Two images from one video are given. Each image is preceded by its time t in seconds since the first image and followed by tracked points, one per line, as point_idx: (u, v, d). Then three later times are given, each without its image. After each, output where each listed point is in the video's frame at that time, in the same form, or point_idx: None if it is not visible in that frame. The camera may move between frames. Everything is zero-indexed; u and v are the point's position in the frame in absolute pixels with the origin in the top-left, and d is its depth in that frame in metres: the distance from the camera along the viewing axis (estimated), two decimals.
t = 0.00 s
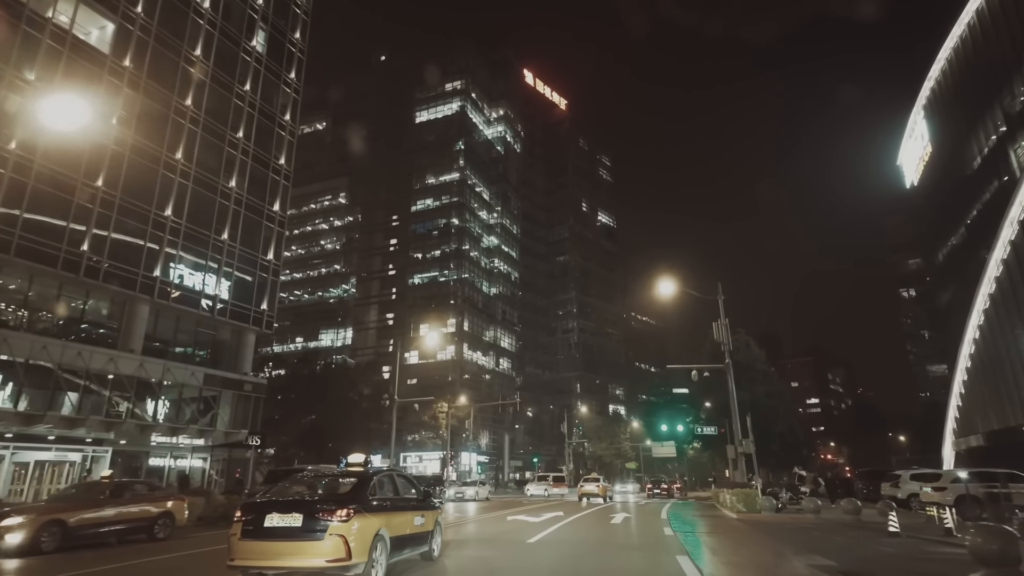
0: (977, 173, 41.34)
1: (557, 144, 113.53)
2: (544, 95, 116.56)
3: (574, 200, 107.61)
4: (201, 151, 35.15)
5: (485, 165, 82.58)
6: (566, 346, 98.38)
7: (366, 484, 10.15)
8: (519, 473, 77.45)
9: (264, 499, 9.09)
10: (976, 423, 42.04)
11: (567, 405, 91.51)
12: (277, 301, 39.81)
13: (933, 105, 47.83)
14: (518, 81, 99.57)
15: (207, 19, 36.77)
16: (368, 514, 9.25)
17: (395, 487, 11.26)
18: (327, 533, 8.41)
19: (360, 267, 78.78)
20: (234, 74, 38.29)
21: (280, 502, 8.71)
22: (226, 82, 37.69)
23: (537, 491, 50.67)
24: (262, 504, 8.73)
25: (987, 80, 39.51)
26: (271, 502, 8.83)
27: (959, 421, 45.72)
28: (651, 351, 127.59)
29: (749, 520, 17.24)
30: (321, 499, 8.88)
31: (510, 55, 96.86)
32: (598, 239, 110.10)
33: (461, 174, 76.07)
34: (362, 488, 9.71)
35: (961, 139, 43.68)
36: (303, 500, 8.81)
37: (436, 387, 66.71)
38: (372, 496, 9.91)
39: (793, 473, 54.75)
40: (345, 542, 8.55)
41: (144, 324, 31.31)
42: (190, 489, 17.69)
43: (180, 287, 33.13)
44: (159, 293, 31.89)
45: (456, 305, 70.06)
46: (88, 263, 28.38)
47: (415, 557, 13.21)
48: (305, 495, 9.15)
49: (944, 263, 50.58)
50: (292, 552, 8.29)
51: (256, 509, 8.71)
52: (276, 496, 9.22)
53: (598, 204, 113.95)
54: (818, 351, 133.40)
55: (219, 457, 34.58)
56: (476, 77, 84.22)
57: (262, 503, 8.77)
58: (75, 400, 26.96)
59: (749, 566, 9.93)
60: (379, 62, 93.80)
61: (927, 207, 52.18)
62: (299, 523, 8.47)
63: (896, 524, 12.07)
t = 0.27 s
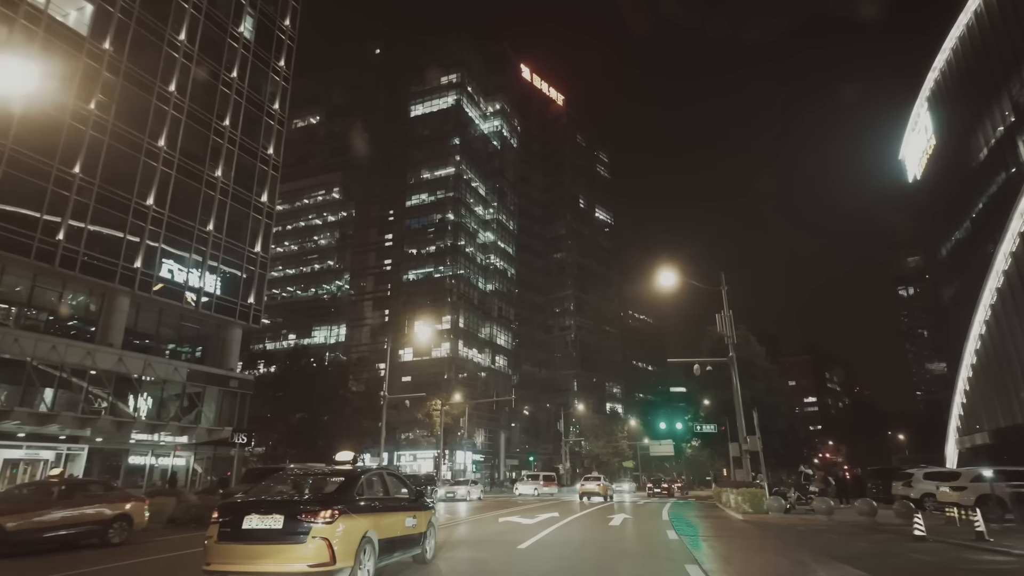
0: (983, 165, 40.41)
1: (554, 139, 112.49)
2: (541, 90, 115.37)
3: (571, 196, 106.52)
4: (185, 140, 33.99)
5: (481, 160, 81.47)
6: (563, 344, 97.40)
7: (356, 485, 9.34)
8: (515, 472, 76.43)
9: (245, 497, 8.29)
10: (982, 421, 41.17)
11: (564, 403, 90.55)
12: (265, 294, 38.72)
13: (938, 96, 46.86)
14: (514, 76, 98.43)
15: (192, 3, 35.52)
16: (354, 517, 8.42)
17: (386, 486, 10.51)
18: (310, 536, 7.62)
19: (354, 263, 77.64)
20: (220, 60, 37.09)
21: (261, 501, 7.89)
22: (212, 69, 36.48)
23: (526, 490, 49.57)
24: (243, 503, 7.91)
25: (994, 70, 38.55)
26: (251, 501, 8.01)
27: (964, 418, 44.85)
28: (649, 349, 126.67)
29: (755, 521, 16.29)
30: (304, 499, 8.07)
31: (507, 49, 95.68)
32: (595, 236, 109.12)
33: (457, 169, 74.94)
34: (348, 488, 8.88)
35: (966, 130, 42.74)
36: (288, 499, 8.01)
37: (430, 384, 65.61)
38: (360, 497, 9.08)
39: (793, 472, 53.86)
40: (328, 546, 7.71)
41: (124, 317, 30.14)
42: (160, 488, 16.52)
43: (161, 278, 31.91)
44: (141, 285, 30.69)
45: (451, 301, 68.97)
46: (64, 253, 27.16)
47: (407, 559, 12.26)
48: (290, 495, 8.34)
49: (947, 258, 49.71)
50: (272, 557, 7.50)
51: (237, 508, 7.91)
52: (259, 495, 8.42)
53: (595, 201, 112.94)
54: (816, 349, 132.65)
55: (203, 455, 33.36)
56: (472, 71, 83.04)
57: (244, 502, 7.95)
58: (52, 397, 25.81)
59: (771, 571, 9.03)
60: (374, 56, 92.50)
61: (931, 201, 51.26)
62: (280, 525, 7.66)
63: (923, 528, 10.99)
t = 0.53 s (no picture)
0: (989, 157, 39.47)
1: (551, 135, 111.41)
2: (537, 85, 114.17)
3: (568, 193, 105.45)
4: (168, 127, 32.77)
5: (476, 154, 80.33)
6: (559, 342, 96.35)
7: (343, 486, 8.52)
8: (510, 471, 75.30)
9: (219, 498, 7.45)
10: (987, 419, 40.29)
11: (561, 401, 89.50)
12: (251, 287, 37.54)
13: (942, 88, 45.88)
14: (511, 70, 97.20)
15: None
16: (339, 520, 7.61)
17: (373, 485, 9.63)
18: (289, 540, 6.79)
19: (348, 259, 76.40)
20: (205, 45, 35.84)
21: (238, 501, 7.06)
22: (197, 53, 35.25)
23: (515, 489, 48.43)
24: (218, 503, 7.08)
25: (1001, 59, 37.58)
26: (225, 500, 7.16)
27: (968, 416, 43.93)
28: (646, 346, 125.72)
29: (763, 523, 15.28)
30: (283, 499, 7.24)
31: (503, 43, 94.47)
32: (592, 232, 108.09)
33: (452, 163, 73.72)
34: (333, 489, 8.01)
35: (971, 122, 41.79)
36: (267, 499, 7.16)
37: (424, 382, 64.46)
38: (344, 499, 8.21)
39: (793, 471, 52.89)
40: (308, 550, 6.89)
41: (102, 310, 28.94)
42: (123, 489, 15.30)
43: (141, 269, 30.66)
44: (120, 277, 29.49)
45: (445, 297, 67.75)
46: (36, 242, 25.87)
47: (396, 562, 11.43)
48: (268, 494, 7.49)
49: (950, 253, 48.83)
50: (246, 562, 6.67)
51: (210, 508, 7.08)
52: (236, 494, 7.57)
53: (592, 197, 111.93)
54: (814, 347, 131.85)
55: (186, 453, 32.22)
56: (467, 64, 81.87)
57: (218, 502, 7.12)
58: (28, 393, 24.47)
59: None
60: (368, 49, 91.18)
61: (933, 195, 50.35)
62: (256, 529, 6.82)
63: (956, 533, 10.16)
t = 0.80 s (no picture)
0: (996, 148, 38.52)
1: (547, 131, 110.42)
2: (534, 80, 113.08)
3: (565, 189, 104.45)
4: (149, 112, 31.51)
5: (472, 149, 79.18)
6: (555, 339, 95.25)
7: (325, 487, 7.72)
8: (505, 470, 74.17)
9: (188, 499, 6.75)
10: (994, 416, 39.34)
11: (557, 400, 88.45)
12: (236, 280, 36.35)
13: (946, 78, 44.94)
14: (507, 64, 96.05)
15: None
16: (319, 524, 6.82)
17: (358, 485, 8.87)
18: (260, 545, 6.04)
19: (340, 254, 75.12)
20: (188, 28, 34.57)
21: (205, 502, 6.36)
22: (180, 37, 33.99)
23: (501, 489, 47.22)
24: (185, 505, 6.41)
25: (1008, 47, 36.62)
26: (192, 502, 6.46)
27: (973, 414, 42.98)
28: (643, 345, 124.84)
29: (773, 526, 14.16)
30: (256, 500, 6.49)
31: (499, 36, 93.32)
32: (589, 229, 107.09)
33: (447, 157, 72.47)
34: (311, 489, 7.22)
35: (977, 113, 40.85)
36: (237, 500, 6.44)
37: (417, 379, 63.28)
38: (325, 500, 7.42)
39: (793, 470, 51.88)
40: (282, 557, 6.13)
41: (78, 302, 27.70)
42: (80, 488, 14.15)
43: (118, 259, 29.38)
44: (97, 267, 28.24)
45: (440, 293, 66.54)
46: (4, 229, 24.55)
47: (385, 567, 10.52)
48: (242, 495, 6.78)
49: (954, 247, 47.92)
50: (212, 571, 5.92)
51: (176, 510, 6.41)
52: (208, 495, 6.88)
53: (589, 194, 110.91)
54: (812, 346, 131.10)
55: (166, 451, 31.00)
56: (463, 57, 80.69)
57: (184, 503, 6.44)
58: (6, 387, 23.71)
59: None
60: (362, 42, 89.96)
61: (937, 189, 49.44)
62: (224, 534, 6.10)
63: (998, 539, 9.21)
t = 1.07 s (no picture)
0: (1003, 140, 37.40)
1: (544, 126, 109.18)
2: (530, 75, 111.68)
3: (561, 185, 103.28)
4: (126, 95, 30.13)
5: (466, 143, 77.85)
6: (551, 337, 94.07)
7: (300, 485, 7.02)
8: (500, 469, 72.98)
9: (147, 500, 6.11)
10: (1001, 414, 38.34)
11: (553, 398, 87.31)
12: (218, 272, 35.12)
13: (952, 68, 43.73)
14: (503, 57, 94.66)
15: None
16: (292, 528, 6.20)
17: (340, 485, 7.95)
18: (223, 552, 5.43)
19: (332, 249, 73.72)
20: (169, 8, 33.12)
21: (168, 503, 5.71)
22: (159, 17, 32.53)
23: (485, 489, 45.80)
24: (144, 507, 5.77)
25: (1017, 35, 35.47)
26: (149, 504, 5.83)
27: (979, 413, 41.95)
28: (640, 343, 123.80)
29: (785, 529, 12.99)
30: (220, 502, 5.87)
31: (495, 29, 91.94)
32: (586, 225, 105.96)
33: (441, 150, 71.07)
34: (284, 487, 6.56)
35: (983, 103, 39.73)
36: (202, 502, 5.80)
37: (411, 376, 61.95)
38: (300, 501, 6.73)
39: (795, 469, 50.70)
40: (246, 564, 5.53)
41: (50, 293, 26.39)
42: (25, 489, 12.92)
43: (92, 247, 28.06)
44: (68, 255, 26.89)
45: (433, 288, 65.15)
46: None
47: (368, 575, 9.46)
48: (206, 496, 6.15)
49: (958, 242, 46.95)
50: None
51: (134, 512, 5.77)
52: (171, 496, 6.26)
53: (585, 190, 109.70)
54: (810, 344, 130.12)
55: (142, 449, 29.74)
56: (457, 49, 79.34)
57: (143, 506, 5.80)
58: None
59: None
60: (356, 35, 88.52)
61: (941, 181, 48.42)
62: (184, 539, 5.50)
63: None
